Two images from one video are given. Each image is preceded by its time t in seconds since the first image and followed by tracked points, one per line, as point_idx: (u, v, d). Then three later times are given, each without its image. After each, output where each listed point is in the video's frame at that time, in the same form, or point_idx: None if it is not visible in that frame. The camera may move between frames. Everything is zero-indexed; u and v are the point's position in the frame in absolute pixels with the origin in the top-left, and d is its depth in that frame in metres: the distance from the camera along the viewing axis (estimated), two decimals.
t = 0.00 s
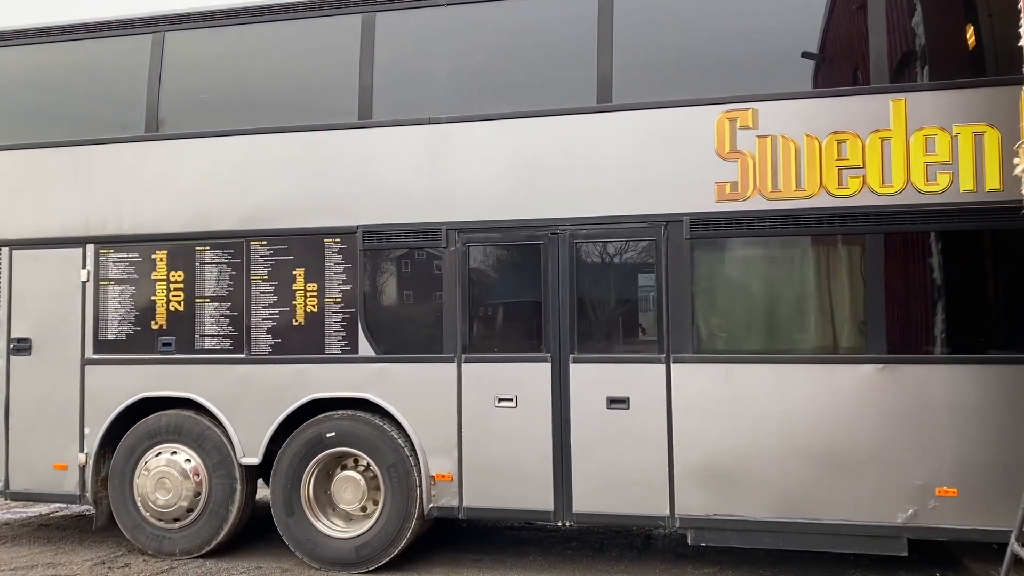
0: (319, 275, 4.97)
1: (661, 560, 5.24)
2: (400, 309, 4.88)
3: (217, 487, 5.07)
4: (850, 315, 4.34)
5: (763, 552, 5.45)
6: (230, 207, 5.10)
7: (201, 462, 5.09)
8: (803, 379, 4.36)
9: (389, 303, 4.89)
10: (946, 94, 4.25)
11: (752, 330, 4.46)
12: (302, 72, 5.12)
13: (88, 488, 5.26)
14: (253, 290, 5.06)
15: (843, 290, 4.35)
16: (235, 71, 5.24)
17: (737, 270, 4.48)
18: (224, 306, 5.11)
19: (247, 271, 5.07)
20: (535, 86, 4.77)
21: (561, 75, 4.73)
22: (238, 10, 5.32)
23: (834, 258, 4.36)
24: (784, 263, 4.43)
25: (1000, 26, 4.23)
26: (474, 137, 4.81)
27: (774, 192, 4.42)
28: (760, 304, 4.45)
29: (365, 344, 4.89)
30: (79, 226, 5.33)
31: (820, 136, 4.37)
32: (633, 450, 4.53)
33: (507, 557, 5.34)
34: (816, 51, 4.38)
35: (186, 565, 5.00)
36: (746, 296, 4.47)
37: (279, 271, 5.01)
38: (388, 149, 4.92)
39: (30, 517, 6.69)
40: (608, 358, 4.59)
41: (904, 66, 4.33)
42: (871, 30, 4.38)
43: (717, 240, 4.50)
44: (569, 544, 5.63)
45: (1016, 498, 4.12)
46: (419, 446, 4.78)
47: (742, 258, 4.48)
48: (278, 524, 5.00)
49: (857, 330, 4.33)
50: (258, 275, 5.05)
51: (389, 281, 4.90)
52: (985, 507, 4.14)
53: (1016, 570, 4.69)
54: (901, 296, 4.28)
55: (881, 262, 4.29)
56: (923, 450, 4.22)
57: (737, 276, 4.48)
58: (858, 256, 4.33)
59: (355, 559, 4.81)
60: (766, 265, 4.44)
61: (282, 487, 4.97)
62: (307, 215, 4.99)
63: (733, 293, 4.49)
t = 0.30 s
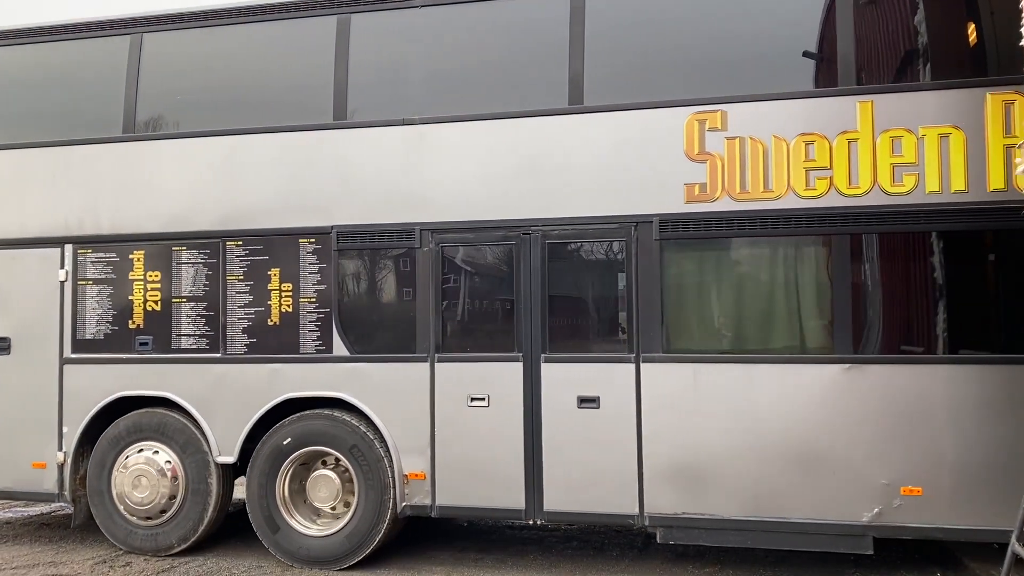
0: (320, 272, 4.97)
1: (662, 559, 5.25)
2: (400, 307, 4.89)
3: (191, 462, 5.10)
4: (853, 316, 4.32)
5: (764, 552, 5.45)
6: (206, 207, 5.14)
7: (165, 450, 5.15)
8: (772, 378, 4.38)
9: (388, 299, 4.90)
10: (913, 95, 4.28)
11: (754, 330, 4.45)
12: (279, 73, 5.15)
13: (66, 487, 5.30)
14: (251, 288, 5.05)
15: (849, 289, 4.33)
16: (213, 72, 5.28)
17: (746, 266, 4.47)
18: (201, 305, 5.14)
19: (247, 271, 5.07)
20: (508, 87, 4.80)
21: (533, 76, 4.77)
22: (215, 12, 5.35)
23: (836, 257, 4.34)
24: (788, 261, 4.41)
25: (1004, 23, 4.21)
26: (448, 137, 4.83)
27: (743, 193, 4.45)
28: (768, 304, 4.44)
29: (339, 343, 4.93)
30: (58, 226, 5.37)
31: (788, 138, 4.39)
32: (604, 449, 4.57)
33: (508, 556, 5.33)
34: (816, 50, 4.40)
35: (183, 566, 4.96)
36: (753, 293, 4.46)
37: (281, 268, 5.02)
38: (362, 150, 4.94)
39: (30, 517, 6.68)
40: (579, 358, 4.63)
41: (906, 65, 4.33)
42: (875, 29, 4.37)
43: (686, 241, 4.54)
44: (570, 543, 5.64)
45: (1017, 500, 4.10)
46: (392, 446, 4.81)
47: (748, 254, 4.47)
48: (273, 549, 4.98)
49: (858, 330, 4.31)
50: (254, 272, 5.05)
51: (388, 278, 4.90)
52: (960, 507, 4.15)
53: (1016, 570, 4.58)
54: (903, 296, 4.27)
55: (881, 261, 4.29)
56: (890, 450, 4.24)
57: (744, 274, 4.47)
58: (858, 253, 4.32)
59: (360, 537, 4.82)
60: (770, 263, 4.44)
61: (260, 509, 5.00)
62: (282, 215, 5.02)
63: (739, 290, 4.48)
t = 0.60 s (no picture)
0: (323, 273, 4.98)
1: (662, 560, 5.25)
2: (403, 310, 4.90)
3: (155, 442, 5.16)
4: (860, 317, 4.32)
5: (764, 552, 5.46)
6: (181, 208, 5.18)
7: (127, 443, 5.23)
8: (737, 377, 4.43)
9: (387, 300, 4.91)
10: (877, 98, 4.31)
11: (761, 329, 4.44)
12: (255, 75, 5.20)
13: (42, 485, 5.34)
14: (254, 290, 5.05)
15: (852, 289, 4.34)
16: (190, 74, 5.33)
17: (752, 267, 4.46)
18: (176, 305, 5.19)
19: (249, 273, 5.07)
20: (478, 89, 4.85)
21: (504, 79, 4.81)
22: (191, 14, 5.40)
23: (835, 257, 4.35)
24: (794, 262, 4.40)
25: (1004, 23, 4.22)
26: (421, 139, 4.88)
27: (709, 195, 4.50)
28: (772, 304, 4.43)
29: (312, 343, 4.96)
30: (35, 226, 5.42)
31: (753, 141, 4.44)
32: (572, 448, 4.61)
33: (510, 556, 5.32)
34: (820, 52, 4.39)
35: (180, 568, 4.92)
36: (759, 295, 4.45)
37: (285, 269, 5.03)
38: (336, 152, 4.99)
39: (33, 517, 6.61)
40: (548, 358, 4.67)
41: (907, 65, 4.33)
42: (876, 30, 4.37)
43: (653, 242, 4.58)
44: (571, 544, 5.64)
45: (1021, 500, 4.10)
46: (363, 443, 4.85)
47: (755, 256, 4.45)
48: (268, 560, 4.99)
49: (862, 330, 4.32)
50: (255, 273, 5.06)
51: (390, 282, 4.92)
52: (926, 505, 4.20)
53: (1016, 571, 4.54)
54: (903, 296, 4.27)
55: (881, 261, 4.30)
56: (854, 449, 4.28)
57: (752, 275, 4.46)
58: (857, 253, 4.32)
59: (343, 519, 4.86)
60: (775, 263, 4.43)
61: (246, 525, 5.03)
62: (256, 216, 5.07)
63: (745, 290, 4.47)
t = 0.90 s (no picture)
0: (327, 277, 5.01)
1: (663, 560, 5.25)
2: (410, 320, 4.92)
3: (114, 431, 5.23)
4: (862, 320, 4.33)
5: (763, 552, 5.47)
6: (156, 208, 5.23)
7: (88, 443, 5.31)
8: (699, 377, 4.49)
9: (393, 316, 4.94)
10: (838, 101, 4.36)
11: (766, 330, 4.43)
12: (229, 77, 5.26)
13: (18, 483, 5.39)
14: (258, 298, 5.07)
15: (853, 292, 4.35)
16: (166, 76, 5.38)
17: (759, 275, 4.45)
18: (150, 305, 5.24)
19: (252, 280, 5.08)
20: (447, 92, 4.90)
21: (473, 82, 4.86)
22: (168, 17, 5.46)
23: (836, 258, 4.36)
24: (798, 265, 4.41)
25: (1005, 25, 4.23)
26: (391, 141, 4.94)
27: (673, 197, 4.55)
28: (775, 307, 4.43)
29: (283, 343, 5.02)
30: (12, 226, 5.47)
31: (716, 143, 4.49)
32: (538, 447, 4.66)
33: (509, 556, 5.33)
34: (827, 54, 4.40)
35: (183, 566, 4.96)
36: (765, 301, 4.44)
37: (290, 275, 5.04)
38: (308, 153, 5.04)
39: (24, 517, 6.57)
40: (515, 357, 4.72)
41: (907, 67, 4.33)
42: (879, 32, 4.39)
43: (618, 244, 4.64)
44: (570, 544, 5.63)
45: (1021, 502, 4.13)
46: (332, 441, 4.90)
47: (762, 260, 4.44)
48: (266, 563, 4.97)
49: (864, 332, 4.32)
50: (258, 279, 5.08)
51: (397, 298, 4.95)
52: (886, 502, 4.26)
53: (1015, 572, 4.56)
54: (904, 297, 4.29)
55: (881, 263, 4.30)
56: (815, 447, 4.33)
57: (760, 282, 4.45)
58: (857, 255, 4.34)
59: (319, 496, 4.90)
60: (780, 267, 4.43)
61: (236, 533, 5.03)
62: (228, 216, 5.13)
63: (752, 297, 4.47)
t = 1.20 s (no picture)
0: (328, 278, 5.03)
1: (663, 560, 5.25)
2: (411, 322, 4.92)
3: (69, 429, 5.31)
4: (863, 321, 4.36)
5: (761, 551, 5.47)
6: (128, 210, 5.28)
7: (49, 450, 5.38)
8: (660, 377, 4.54)
9: (400, 316, 4.94)
10: (797, 105, 4.40)
11: (769, 332, 4.45)
12: (200, 80, 5.30)
13: None
14: (265, 299, 5.08)
15: (854, 293, 4.37)
16: (139, 79, 5.43)
17: (763, 278, 4.47)
18: (122, 306, 5.28)
19: (258, 282, 5.10)
20: (414, 95, 4.95)
21: (438, 86, 4.91)
22: (140, 20, 5.50)
23: (836, 259, 4.38)
24: (799, 267, 4.43)
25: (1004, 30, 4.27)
26: (359, 144, 4.97)
27: (635, 200, 4.61)
28: (779, 308, 4.46)
29: (252, 344, 5.07)
30: None
31: (677, 147, 4.54)
32: (504, 447, 4.71)
33: (508, 557, 5.34)
34: (827, 55, 4.40)
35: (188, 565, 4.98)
36: (769, 305, 4.47)
37: (295, 277, 5.06)
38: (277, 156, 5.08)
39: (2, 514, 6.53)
40: (481, 358, 4.77)
41: (908, 67, 4.33)
42: (880, 32, 4.39)
43: (581, 245, 4.70)
44: (571, 545, 5.62)
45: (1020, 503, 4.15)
46: (301, 442, 4.95)
47: (764, 261, 4.47)
48: (258, 556, 4.99)
49: (865, 333, 4.35)
50: (264, 280, 5.09)
51: (405, 299, 4.94)
52: (845, 501, 4.32)
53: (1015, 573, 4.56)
54: (905, 298, 4.31)
55: (881, 264, 4.32)
56: (774, 447, 4.38)
57: (764, 284, 4.47)
58: (858, 256, 4.35)
59: (287, 481, 4.96)
60: (781, 268, 4.45)
61: (223, 535, 5.05)
62: (198, 218, 5.17)
63: (758, 301, 4.48)
